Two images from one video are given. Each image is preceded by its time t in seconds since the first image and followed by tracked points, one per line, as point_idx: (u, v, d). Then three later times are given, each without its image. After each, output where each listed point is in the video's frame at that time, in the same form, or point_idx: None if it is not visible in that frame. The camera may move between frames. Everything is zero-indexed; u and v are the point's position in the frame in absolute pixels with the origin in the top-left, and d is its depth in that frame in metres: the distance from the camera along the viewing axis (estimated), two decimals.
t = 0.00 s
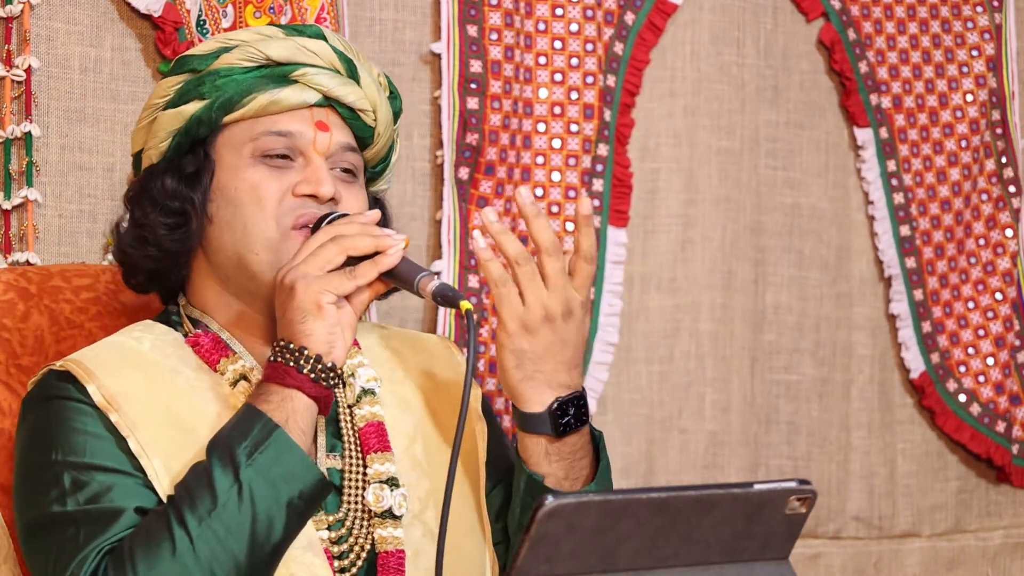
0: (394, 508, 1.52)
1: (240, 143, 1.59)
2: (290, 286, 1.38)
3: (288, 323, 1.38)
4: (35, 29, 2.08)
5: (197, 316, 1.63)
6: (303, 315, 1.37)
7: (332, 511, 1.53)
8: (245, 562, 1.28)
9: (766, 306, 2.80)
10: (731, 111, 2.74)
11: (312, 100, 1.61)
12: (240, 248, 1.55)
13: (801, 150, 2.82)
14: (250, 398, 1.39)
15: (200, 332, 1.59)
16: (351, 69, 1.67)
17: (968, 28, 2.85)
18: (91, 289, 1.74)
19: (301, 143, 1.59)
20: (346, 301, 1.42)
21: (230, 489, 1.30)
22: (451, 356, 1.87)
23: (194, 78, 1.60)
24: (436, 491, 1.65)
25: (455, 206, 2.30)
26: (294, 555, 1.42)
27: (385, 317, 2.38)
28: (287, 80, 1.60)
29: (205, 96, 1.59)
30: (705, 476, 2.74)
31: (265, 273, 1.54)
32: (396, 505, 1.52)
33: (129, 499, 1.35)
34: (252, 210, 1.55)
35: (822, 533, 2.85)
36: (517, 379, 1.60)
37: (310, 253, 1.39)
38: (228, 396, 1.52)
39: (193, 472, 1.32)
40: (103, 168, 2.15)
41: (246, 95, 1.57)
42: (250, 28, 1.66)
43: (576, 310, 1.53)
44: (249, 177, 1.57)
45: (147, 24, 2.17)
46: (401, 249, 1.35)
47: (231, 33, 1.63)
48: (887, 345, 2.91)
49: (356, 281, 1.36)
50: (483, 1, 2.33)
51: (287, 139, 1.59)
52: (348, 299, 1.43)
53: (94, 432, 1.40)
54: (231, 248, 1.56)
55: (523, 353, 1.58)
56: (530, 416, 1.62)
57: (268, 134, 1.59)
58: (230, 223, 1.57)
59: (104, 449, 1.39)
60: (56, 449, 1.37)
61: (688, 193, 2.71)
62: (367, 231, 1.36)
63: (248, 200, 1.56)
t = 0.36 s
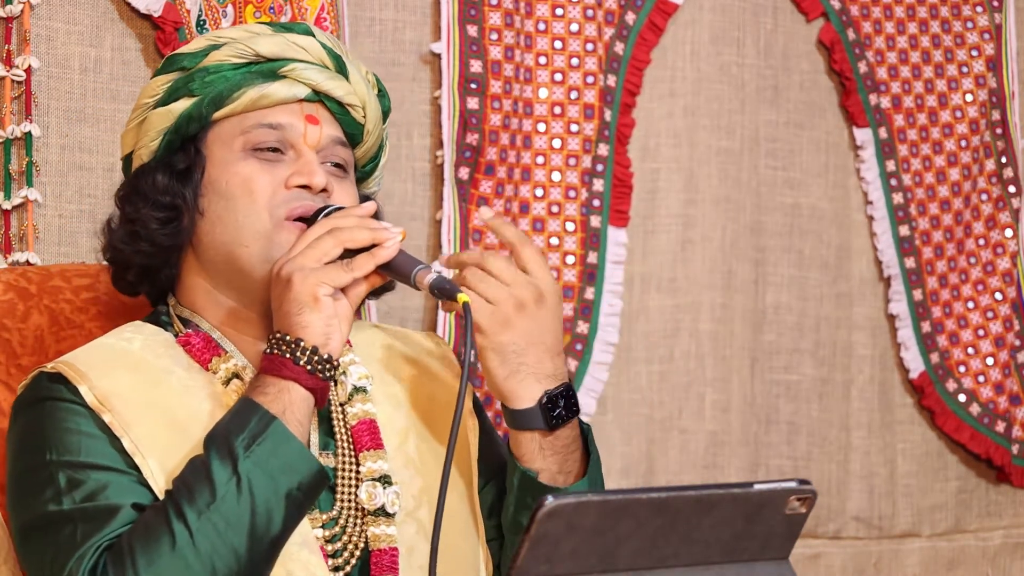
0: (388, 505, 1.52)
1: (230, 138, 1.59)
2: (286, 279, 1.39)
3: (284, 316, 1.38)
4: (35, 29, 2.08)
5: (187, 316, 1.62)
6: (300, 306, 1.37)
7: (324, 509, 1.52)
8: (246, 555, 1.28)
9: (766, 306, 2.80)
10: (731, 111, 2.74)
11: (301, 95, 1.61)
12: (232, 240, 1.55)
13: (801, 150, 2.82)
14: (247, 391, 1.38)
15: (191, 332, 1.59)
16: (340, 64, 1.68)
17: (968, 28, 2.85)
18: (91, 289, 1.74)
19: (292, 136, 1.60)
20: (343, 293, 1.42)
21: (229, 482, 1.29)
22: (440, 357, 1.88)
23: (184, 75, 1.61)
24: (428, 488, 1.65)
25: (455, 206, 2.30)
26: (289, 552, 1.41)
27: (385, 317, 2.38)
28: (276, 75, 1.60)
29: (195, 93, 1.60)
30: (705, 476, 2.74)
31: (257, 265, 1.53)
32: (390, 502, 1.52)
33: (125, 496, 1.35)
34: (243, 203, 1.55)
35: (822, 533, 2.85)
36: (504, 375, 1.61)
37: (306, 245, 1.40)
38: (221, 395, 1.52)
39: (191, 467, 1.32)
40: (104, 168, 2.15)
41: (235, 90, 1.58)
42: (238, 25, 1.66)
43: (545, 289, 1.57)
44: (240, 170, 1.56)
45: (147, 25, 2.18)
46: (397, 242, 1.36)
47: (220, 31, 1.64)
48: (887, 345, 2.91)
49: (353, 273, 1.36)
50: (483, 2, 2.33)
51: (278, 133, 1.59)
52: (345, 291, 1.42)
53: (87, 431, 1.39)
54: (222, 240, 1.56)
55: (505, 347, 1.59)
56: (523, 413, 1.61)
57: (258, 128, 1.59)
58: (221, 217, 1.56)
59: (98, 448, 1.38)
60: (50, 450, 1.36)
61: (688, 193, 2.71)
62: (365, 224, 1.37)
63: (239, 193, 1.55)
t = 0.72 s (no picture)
0: (382, 502, 1.52)
1: (236, 138, 1.60)
2: (280, 281, 1.38)
3: (278, 318, 1.38)
4: (35, 29, 2.08)
5: (180, 317, 1.62)
6: (293, 309, 1.37)
7: (318, 507, 1.52)
8: (236, 558, 1.28)
9: (766, 306, 2.80)
10: (731, 111, 2.74)
11: (312, 104, 1.61)
12: (224, 238, 1.55)
13: (801, 150, 2.82)
14: (240, 394, 1.38)
15: (185, 331, 1.59)
16: (355, 77, 1.68)
17: (968, 28, 2.85)
18: (91, 290, 1.74)
19: (298, 144, 1.59)
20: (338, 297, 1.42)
21: (220, 485, 1.29)
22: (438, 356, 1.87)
23: (199, 71, 1.61)
24: (422, 489, 1.65)
25: (455, 205, 2.30)
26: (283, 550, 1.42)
27: (385, 318, 2.38)
28: (288, 81, 1.60)
29: (207, 90, 1.60)
30: (705, 476, 2.74)
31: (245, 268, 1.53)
32: (384, 500, 1.52)
33: (116, 497, 1.35)
34: (239, 203, 1.55)
35: (822, 533, 2.85)
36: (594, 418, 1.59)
37: (301, 249, 1.39)
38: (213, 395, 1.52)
39: (182, 468, 1.32)
40: (103, 168, 2.15)
41: (245, 92, 1.58)
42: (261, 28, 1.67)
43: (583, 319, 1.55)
44: (241, 171, 1.57)
45: (147, 24, 2.17)
46: (392, 246, 1.34)
47: (241, 31, 1.65)
48: (887, 345, 2.91)
49: (348, 277, 1.35)
50: (483, 1, 2.33)
51: (284, 139, 1.59)
52: (340, 294, 1.43)
53: (79, 432, 1.39)
54: (215, 238, 1.56)
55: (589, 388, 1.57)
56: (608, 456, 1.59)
57: (265, 133, 1.59)
58: (216, 216, 1.57)
59: (90, 449, 1.38)
60: (42, 451, 1.36)
61: (688, 193, 2.70)
62: (361, 228, 1.37)
63: (236, 193, 1.56)
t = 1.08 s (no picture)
0: (386, 498, 1.53)
1: (258, 136, 1.59)
2: (286, 275, 1.38)
3: (284, 312, 1.38)
4: (35, 29, 2.08)
5: (189, 312, 1.62)
6: (298, 304, 1.37)
7: (322, 503, 1.51)
8: (237, 551, 1.27)
9: (766, 306, 2.80)
10: (731, 111, 2.74)
11: (332, 106, 1.62)
12: (243, 234, 1.55)
13: (800, 150, 2.82)
14: (243, 388, 1.38)
15: (193, 327, 1.59)
16: (375, 81, 1.70)
17: (968, 28, 2.85)
18: (91, 290, 1.74)
19: (318, 145, 1.60)
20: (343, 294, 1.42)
21: (221, 478, 1.29)
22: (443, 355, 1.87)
23: (221, 69, 1.61)
24: (427, 483, 1.65)
25: (455, 205, 2.30)
26: (285, 545, 1.40)
27: (385, 318, 2.38)
28: (310, 83, 1.61)
29: (229, 88, 1.60)
30: (705, 476, 2.74)
31: (265, 263, 1.53)
32: (388, 495, 1.53)
33: (118, 491, 1.35)
34: (257, 198, 1.55)
35: (822, 533, 2.85)
36: (543, 372, 1.67)
37: (308, 244, 1.39)
38: (219, 392, 1.52)
39: (184, 462, 1.32)
40: (103, 168, 2.15)
41: (269, 91, 1.58)
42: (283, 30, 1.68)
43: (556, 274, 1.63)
44: (258, 167, 1.56)
45: (147, 25, 2.17)
46: (397, 244, 1.35)
47: (263, 32, 1.66)
48: (887, 345, 2.91)
49: (352, 273, 1.35)
50: (483, 1, 2.33)
51: (304, 140, 1.59)
52: (346, 290, 1.42)
53: (82, 427, 1.39)
54: (235, 233, 1.56)
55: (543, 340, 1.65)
56: (551, 409, 1.69)
57: (284, 132, 1.59)
58: (234, 211, 1.56)
59: (93, 443, 1.38)
60: (45, 445, 1.36)
61: (688, 193, 2.70)
62: (368, 225, 1.36)
63: (254, 190, 1.55)
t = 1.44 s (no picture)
0: (387, 502, 1.53)
1: (249, 137, 1.59)
2: (287, 283, 1.37)
3: (283, 321, 1.37)
4: (35, 29, 2.08)
5: (186, 315, 1.62)
6: (299, 313, 1.36)
7: (322, 507, 1.51)
8: (238, 559, 1.27)
9: (766, 306, 2.80)
10: (731, 111, 2.74)
11: (324, 105, 1.61)
12: (234, 236, 1.54)
13: (801, 150, 2.82)
14: (243, 396, 1.38)
15: (190, 330, 1.59)
16: (368, 80, 1.69)
17: (968, 28, 2.85)
18: (91, 290, 1.74)
19: (309, 145, 1.60)
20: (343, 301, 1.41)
21: (223, 486, 1.29)
22: (445, 360, 1.87)
23: (213, 70, 1.61)
24: (425, 489, 1.64)
25: (455, 206, 2.30)
26: (285, 549, 1.41)
27: (385, 318, 2.38)
28: (302, 83, 1.61)
29: (220, 90, 1.60)
30: (705, 475, 2.74)
31: (254, 269, 1.52)
32: (389, 499, 1.53)
33: (118, 497, 1.35)
34: (249, 200, 1.55)
35: (822, 533, 2.85)
36: (553, 424, 1.59)
37: (308, 253, 1.38)
38: (218, 396, 1.52)
39: (185, 470, 1.32)
40: (103, 168, 2.15)
41: (260, 91, 1.58)
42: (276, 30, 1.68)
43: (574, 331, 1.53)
44: (251, 168, 1.56)
45: (147, 25, 2.17)
46: (399, 252, 1.35)
47: (256, 32, 1.65)
48: (887, 345, 2.91)
49: (354, 282, 1.35)
50: (483, 1, 2.33)
51: (295, 139, 1.59)
52: (347, 298, 1.41)
53: (81, 432, 1.39)
54: (226, 236, 1.55)
55: (556, 397, 1.55)
56: (559, 458, 1.61)
57: (275, 132, 1.59)
58: (226, 213, 1.56)
59: (92, 449, 1.38)
60: (44, 451, 1.37)
61: (688, 193, 2.70)
62: (369, 233, 1.36)
63: (246, 191, 1.55)
